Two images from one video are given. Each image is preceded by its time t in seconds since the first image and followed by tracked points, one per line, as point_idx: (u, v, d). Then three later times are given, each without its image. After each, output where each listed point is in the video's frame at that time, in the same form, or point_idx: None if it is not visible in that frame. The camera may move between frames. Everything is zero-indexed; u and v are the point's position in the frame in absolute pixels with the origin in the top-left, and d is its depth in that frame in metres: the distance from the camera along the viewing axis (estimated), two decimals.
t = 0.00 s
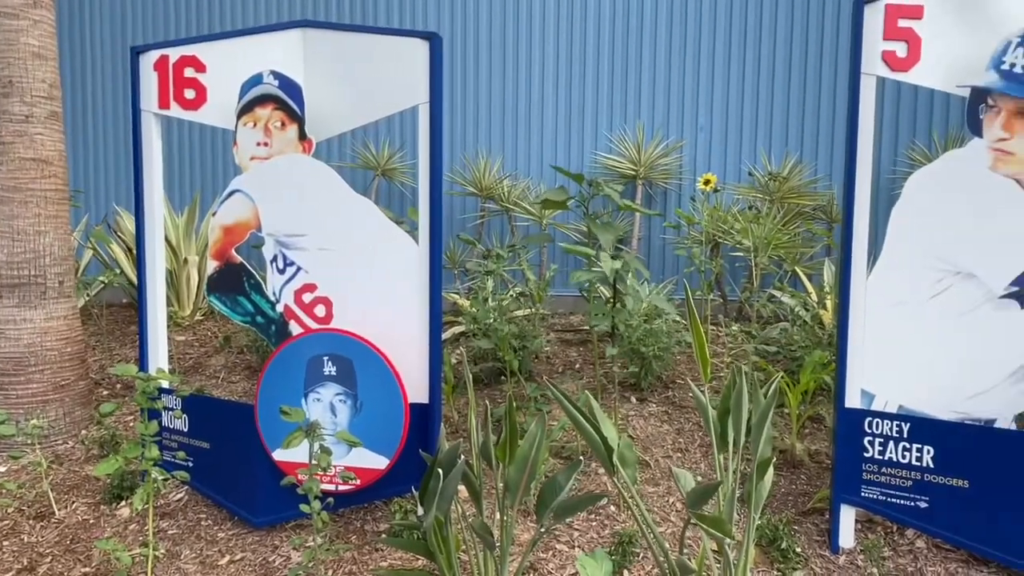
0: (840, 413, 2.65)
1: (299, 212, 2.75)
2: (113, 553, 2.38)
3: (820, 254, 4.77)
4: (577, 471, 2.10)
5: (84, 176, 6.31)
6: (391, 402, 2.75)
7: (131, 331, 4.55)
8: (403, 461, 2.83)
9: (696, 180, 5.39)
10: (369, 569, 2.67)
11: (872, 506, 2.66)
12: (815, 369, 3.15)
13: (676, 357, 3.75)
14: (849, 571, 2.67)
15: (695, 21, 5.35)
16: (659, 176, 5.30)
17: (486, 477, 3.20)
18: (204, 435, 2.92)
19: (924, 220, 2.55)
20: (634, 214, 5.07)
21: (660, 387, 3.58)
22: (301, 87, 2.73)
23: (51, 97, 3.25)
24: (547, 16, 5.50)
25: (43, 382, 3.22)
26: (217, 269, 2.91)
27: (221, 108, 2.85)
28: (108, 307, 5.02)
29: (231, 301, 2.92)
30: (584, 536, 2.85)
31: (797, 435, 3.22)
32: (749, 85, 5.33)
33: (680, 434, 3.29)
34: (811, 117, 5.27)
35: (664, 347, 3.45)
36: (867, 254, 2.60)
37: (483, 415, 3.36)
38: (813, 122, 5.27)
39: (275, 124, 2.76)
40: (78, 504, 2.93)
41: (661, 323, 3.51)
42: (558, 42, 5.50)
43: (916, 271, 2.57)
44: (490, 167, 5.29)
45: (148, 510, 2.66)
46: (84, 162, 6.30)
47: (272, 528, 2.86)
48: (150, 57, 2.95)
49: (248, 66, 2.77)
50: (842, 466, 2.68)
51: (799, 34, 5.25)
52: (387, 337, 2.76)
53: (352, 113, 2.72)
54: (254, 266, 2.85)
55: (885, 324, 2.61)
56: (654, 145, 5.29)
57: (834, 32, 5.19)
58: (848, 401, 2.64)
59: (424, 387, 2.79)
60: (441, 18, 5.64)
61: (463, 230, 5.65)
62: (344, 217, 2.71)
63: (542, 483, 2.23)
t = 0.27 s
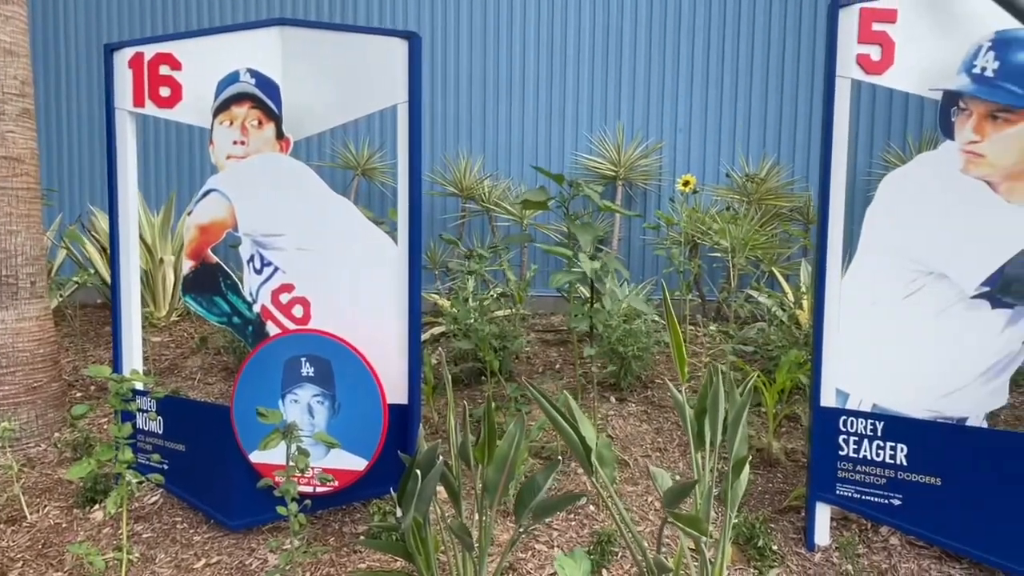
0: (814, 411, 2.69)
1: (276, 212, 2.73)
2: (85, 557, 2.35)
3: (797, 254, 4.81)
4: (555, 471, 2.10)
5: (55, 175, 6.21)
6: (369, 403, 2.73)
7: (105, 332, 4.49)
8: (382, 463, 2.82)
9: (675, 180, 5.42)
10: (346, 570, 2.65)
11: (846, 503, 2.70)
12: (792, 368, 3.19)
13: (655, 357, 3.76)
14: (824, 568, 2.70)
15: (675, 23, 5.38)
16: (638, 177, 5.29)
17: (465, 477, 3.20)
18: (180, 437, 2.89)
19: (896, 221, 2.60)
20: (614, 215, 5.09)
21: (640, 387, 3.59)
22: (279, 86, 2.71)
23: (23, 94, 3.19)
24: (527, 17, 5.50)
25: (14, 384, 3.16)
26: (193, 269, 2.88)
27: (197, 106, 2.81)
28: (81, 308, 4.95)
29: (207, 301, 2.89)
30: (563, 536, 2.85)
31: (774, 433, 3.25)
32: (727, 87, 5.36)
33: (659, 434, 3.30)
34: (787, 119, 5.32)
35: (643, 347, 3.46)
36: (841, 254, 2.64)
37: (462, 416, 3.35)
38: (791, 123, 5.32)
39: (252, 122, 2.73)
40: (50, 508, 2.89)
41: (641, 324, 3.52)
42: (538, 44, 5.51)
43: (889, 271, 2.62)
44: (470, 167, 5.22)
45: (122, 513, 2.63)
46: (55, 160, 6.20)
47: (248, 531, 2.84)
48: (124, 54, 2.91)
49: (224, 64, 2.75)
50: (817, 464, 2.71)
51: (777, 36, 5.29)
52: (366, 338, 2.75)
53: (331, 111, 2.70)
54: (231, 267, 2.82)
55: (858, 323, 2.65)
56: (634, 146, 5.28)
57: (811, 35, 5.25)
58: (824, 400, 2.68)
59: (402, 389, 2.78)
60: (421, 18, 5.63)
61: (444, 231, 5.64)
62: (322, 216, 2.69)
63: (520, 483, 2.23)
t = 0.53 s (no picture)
0: (790, 410, 2.73)
1: (253, 212, 2.71)
2: (57, 562, 2.31)
3: (775, 256, 4.85)
4: (534, 472, 2.10)
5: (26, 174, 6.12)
6: (348, 404, 2.72)
7: (79, 333, 4.42)
8: (360, 466, 2.80)
9: (654, 182, 5.45)
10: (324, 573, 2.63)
11: (821, 501, 2.74)
12: (769, 367, 3.22)
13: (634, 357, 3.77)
14: (800, 565, 2.73)
15: (654, 26, 5.40)
16: (618, 178, 5.31)
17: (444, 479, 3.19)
18: (155, 440, 2.85)
19: (870, 222, 2.63)
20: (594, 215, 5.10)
21: (619, 387, 3.61)
22: (255, 85, 2.68)
23: None
24: (507, 18, 5.51)
25: None
26: (168, 269, 2.85)
27: (172, 105, 2.78)
28: (55, 308, 4.88)
29: (182, 302, 2.86)
30: (543, 536, 2.86)
31: (751, 433, 3.28)
32: (706, 89, 5.40)
33: (638, 433, 3.32)
34: (765, 121, 5.36)
35: (623, 347, 3.48)
36: (816, 256, 2.68)
37: (442, 417, 3.35)
38: (769, 125, 5.36)
39: (229, 121, 2.71)
40: (21, 513, 2.85)
41: (620, 324, 3.54)
42: (519, 44, 5.51)
43: (863, 272, 2.65)
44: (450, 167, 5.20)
45: (96, 517, 2.60)
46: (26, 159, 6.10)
47: (225, 535, 2.81)
48: (97, 52, 2.87)
49: (200, 62, 2.71)
50: (794, 463, 2.74)
51: (756, 39, 5.33)
52: (344, 339, 2.74)
53: (308, 111, 2.68)
54: (207, 267, 2.79)
55: (833, 324, 2.69)
56: (614, 147, 5.30)
57: (788, 38, 5.29)
58: (799, 399, 2.72)
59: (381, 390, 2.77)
60: (401, 18, 5.62)
61: (424, 231, 5.63)
62: (300, 215, 2.68)
63: (499, 484, 2.23)
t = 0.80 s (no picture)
0: (767, 409, 2.75)
1: (230, 212, 2.68)
2: (28, 569, 2.27)
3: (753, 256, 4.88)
4: (513, 473, 2.10)
5: None
6: (326, 406, 2.71)
7: (52, 335, 4.36)
8: (338, 468, 2.79)
9: (633, 183, 5.46)
10: None
11: (797, 499, 2.77)
12: (746, 367, 3.25)
13: (613, 356, 3.78)
14: (776, 563, 2.76)
15: (633, 27, 5.42)
16: (598, 178, 5.32)
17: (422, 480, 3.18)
18: (129, 443, 2.82)
19: (844, 224, 2.66)
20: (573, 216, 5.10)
21: (598, 387, 3.62)
22: (230, 82, 2.65)
23: None
24: (487, 19, 5.51)
25: None
26: (142, 270, 2.82)
27: (146, 104, 2.74)
28: (27, 310, 4.81)
29: (157, 303, 2.83)
30: (522, 537, 2.86)
31: (729, 432, 3.31)
32: (685, 90, 5.43)
33: (617, 433, 3.33)
34: (743, 122, 5.40)
35: (603, 347, 3.50)
36: (791, 257, 2.71)
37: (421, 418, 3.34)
38: (746, 127, 5.40)
39: (204, 121, 2.68)
40: None
41: (599, 324, 3.56)
42: (498, 45, 5.52)
43: (838, 272, 2.68)
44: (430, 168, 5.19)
45: (68, 522, 2.56)
46: None
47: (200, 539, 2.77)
48: (70, 49, 2.83)
49: (175, 60, 2.68)
50: (770, 461, 2.77)
51: (734, 41, 5.36)
52: (322, 340, 2.73)
53: (286, 111, 2.67)
54: (182, 268, 2.77)
55: (808, 324, 2.72)
56: (593, 148, 5.32)
57: (765, 41, 5.33)
58: (775, 399, 2.74)
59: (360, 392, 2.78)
60: (381, 18, 5.61)
61: (404, 231, 5.60)
62: (277, 216, 2.67)
63: (478, 485, 2.22)
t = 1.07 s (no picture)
0: (744, 406, 2.80)
1: (205, 211, 2.65)
2: None
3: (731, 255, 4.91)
4: (491, 473, 2.10)
5: None
6: (304, 408, 2.70)
7: (23, 336, 4.29)
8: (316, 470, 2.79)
9: (613, 183, 5.47)
10: None
11: (774, 496, 2.80)
12: (723, 365, 3.28)
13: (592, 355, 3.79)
14: (753, 559, 2.78)
15: (612, 28, 5.44)
16: (577, 178, 5.33)
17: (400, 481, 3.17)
18: (101, 446, 2.78)
19: (819, 224, 2.69)
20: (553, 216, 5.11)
21: (578, 386, 3.63)
22: (205, 79, 2.61)
23: None
24: (466, 18, 5.50)
25: None
26: (115, 270, 2.78)
27: (119, 101, 2.71)
28: None
29: (130, 303, 2.79)
30: (502, 536, 2.86)
31: (706, 430, 3.34)
32: (664, 90, 5.45)
33: (597, 432, 3.35)
34: (721, 123, 5.43)
35: (582, 347, 3.52)
36: (767, 256, 2.74)
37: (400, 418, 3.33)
38: (724, 127, 5.44)
39: (178, 118, 2.63)
40: None
41: (578, 323, 3.59)
42: (478, 44, 5.51)
43: (812, 272, 2.71)
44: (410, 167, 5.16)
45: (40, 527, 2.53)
46: None
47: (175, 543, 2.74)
48: (41, 46, 2.78)
49: (149, 57, 2.65)
50: (747, 458, 2.81)
51: (711, 41, 5.39)
52: (297, 342, 2.73)
53: (262, 108, 2.65)
54: (156, 267, 2.73)
55: (784, 323, 2.75)
56: (573, 148, 5.32)
57: (742, 42, 5.37)
58: (751, 396, 2.79)
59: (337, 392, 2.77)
60: (360, 16, 5.58)
61: (383, 230, 5.58)
62: (253, 216, 2.64)
63: (457, 485, 2.22)
